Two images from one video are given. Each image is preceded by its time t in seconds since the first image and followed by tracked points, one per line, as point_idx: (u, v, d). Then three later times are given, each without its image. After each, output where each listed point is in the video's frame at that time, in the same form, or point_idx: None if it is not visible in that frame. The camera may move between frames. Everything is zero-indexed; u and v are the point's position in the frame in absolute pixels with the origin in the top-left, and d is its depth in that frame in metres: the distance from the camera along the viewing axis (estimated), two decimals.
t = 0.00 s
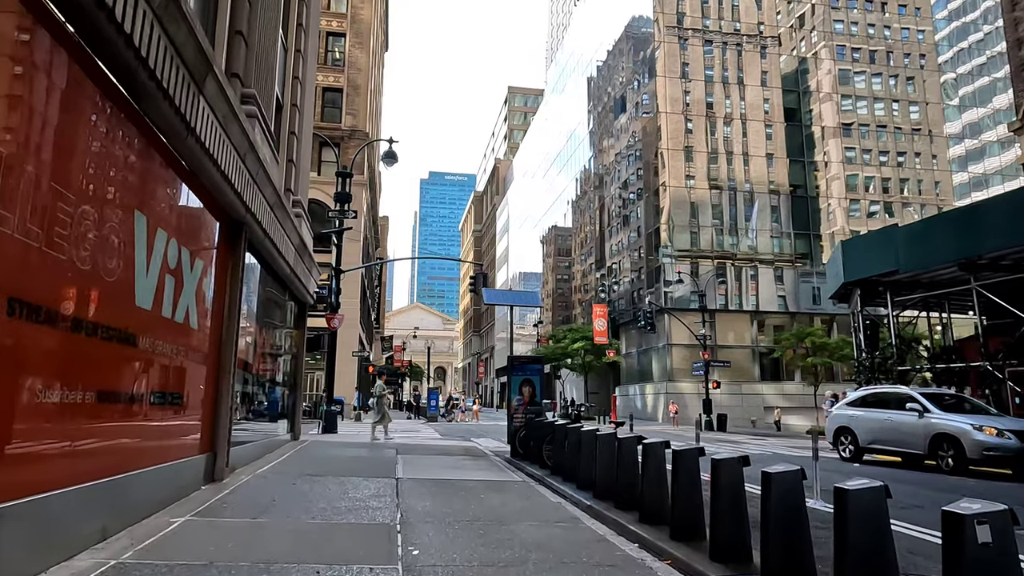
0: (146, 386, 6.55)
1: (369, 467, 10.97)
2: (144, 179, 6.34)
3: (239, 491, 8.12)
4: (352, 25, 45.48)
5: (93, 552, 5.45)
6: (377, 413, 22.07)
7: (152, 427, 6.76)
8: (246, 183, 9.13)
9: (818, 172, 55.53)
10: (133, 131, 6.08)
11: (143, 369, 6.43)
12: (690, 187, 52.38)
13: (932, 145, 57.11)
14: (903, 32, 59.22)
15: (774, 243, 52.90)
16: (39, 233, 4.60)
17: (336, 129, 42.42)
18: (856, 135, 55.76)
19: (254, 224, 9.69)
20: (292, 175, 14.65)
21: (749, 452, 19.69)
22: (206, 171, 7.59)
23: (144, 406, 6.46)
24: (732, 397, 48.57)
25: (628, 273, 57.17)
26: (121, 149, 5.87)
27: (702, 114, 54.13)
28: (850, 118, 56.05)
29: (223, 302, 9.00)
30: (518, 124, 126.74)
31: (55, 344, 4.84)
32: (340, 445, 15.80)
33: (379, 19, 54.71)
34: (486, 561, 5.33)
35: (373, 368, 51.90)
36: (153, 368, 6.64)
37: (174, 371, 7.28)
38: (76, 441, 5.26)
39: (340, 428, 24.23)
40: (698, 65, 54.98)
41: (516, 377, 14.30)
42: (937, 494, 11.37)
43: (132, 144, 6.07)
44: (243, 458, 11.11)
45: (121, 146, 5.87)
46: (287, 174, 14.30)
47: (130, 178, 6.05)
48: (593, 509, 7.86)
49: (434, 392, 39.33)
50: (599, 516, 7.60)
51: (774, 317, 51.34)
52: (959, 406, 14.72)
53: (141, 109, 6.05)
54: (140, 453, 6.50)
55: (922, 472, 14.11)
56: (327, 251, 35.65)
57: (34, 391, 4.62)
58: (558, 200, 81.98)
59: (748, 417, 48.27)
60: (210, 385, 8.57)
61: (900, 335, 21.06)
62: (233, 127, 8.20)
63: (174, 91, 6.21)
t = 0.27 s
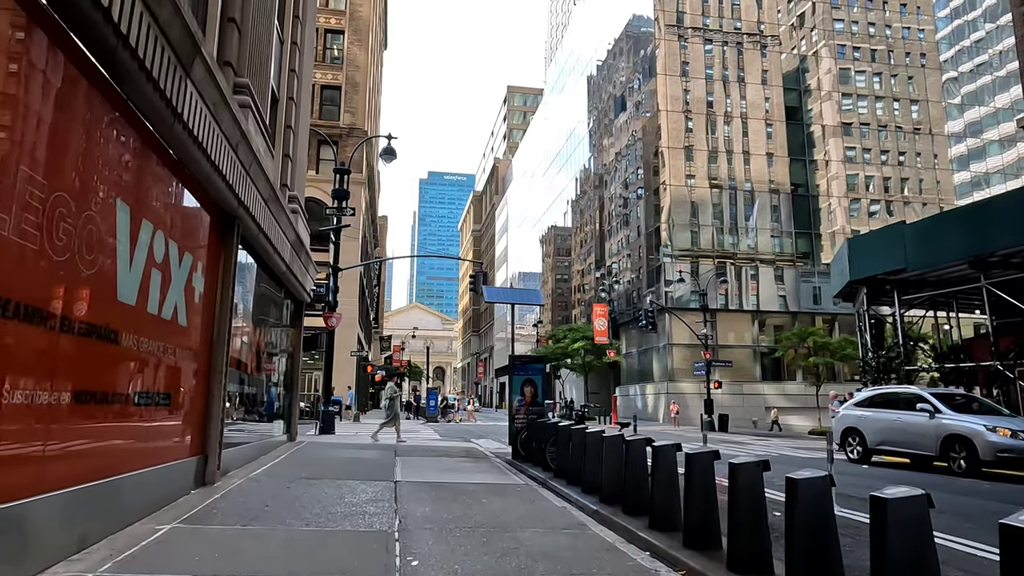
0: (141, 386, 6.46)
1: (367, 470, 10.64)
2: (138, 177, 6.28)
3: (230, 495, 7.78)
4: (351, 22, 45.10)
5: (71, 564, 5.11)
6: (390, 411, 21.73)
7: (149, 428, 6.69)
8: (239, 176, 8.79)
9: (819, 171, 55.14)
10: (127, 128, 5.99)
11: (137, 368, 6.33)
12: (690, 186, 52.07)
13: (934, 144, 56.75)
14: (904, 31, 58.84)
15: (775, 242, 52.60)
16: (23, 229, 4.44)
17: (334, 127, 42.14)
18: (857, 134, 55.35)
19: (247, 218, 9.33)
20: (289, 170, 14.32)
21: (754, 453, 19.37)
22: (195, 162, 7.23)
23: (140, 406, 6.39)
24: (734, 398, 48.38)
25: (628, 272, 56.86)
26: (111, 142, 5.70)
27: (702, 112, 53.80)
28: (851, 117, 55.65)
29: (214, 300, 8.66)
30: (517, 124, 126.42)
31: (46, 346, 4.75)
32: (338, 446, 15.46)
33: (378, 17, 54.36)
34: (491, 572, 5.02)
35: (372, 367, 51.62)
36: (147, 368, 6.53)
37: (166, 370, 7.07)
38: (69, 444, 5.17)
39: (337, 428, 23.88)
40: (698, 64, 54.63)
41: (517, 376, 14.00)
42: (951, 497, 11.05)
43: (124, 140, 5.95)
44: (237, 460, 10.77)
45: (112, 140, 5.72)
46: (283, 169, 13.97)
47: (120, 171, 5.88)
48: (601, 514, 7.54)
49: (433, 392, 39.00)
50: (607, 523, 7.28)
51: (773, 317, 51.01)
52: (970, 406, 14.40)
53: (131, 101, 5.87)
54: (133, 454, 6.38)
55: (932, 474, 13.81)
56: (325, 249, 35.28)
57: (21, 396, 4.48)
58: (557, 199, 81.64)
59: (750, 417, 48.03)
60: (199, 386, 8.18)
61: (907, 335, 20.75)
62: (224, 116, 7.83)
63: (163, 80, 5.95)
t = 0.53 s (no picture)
0: (140, 386, 6.35)
1: (368, 472, 10.31)
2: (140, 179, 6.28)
3: (223, 500, 7.43)
4: (353, 19, 44.75)
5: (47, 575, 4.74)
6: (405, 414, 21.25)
7: (148, 427, 6.61)
8: (234, 167, 8.45)
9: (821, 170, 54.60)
10: (126, 126, 5.93)
11: (137, 369, 6.24)
12: (694, 186, 51.64)
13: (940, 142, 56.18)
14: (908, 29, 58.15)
15: (779, 241, 52.15)
16: (23, 232, 4.39)
17: (336, 125, 41.81)
18: (861, 133, 54.84)
19: (243, 211, 9.00)
20: (288, 165, 14.06)
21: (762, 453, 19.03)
22: (186, 150, 6.91)
23: (138, 406, 6.28)
24: (738, 397, 47.89)
25: (632, 272, 56.55)
26: (110, 141, 5.65)
27: (705, 110, 53.38)
28: (855, 115, 55.09)
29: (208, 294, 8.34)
30: (520, 123, 126.09)
31: (64, 347, 4.93)
32: (338, 447, 15.15)
33: (379, 16, 53.99)
34: None
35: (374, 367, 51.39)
36: (146, 368, 6.43)
37: (160, 367, 6.82)
38: (67, 443, 5.09)
39: (339, 429, 23.57)
40: (701, 62, 54.19)
41: (521, 375, 13.69)
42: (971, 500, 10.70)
43: (123, 139, 5.88)
44: (235, 462, 10.45)
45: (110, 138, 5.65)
46: (282, 163, 13.67)
47: (118, 169, 5.81)
48: (613, 520, 7.19)
49: (435, 392, 38.70)
50: (619, 528, 6.95)
51: (777, 316, 50.55)
52: (988, 406, 14.01)
53: (123, 91, 5.68)
54: (132, 455, 6.31)
55: (948, 475, 13.46)
56: (326, 248, 34.97)
57: (17, 399, 4.39)
58: (560, 199, 81.25)
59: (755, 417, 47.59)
60: (192, 385, 7.80)
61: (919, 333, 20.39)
62: (216, 101, 7.48)
63: (153, 65, 5.68)
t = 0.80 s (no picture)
0: (134, 387, 6.28)
1: (366, 474, 9.97)
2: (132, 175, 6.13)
3: (212, 505, 7.10)
4: (354, 18, 44.52)
5: None
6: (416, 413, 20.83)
7: (141, 428, 6.56)
8: (227, 158, 8.08)
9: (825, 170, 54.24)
10: (114, 117, 5.71)
11: (130, 370, 6.15)
12: (696, 186, 51.27)
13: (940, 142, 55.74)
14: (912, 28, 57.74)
15: (782, 241, 51.77)
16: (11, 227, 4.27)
17: (336, 124, 41.47)
18: (865, 132, 54.42)
19: (237, 205, 8.63)
20: (285, 160, 13.72)
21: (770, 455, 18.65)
22: (175, 137, 6.56)
23: (131, 408, 6.23)
24: (743, 398, 47.48)
25: (634, 272, 56.22)
26: (97, 133, 5.44)
27: (708, 109, 53.06)
28: (857, 115, 54.64)
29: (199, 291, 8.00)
30: (522, 123, 125.84)
31: (58, 346, 4.90)
32: (337, 449, 14.80)
33: (381, 15, 53.73)
34: None
35: (375, 368, 51.07)
36: (140, 370, 6.35)
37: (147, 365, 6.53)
38: (61, 445, 5.08)
39: (339, 430, 23.25)
40: (704, 62, 53.82)
41: (524, 375, 13.35)
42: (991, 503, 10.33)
43: (112, 131, 5.68)
44: (230, 464, 10.13)
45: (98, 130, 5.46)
46: (279, 159, 13.33)
47: (107, 162, 5.62)
48: (622, 527, 6.84)
49: (437, 393, 38.41)
50: (629, 535, 6.60)
51: (780, 317, 50.12)
52: (1003, 406, 13.66)
53: (107, 76, 5.41)
54: (125, 457, 6.26)
55: (964, 478, 13.08)
56: (326, 248, 34.68)
57: (14, 397, 4.39)
58: (562, 200, 80.93)
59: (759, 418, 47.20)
60: (183, 385, 7.52)
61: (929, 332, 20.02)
62: (208, 88, 7.10)
63: (138, 48, 5.36)
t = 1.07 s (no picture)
0: (123, 388, 6.14)
1: (361, 478, 9.61)
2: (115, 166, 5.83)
3: (197, 511, 6.75)
4: (353, 14, 44.15)
5: None
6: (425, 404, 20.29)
7: (131, 431, 6.42)
8: (214, 148, 7.71)
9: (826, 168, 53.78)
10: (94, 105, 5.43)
11: (117, 371, 5.98)
12: (697, 184, 50.85)
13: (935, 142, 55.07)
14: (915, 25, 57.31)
15: (784, 239, 51.42)
16: None
17: (336, 120, 41.08)
18: (867, 130, 53.95)
19: (225, 197, 8.31)
20: (280, 154, 13.34)
21: (775, 456, 18.31)
22: (151, 120, 6.07)
23: (120, 409, 6.11)
24: (745, 397, 47.12)
25: (635, 270, 55.88)
26: (77, 122, 5.16)
27: (710, 107, 52.67)
28: (858, 114, 54.15)
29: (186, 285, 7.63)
30: (522, 122, 125.47)
31: (46, 345, 4.81)
32: (333, 450, 14.46)
33: (380, 12, 53.34)
34: None
35: (375, 367, 50.76)
36: (127, 371, 6.19)
37: (128, 363, 6.19)
38: (52, 445, 5.04)
39: (337, 430, 22.90)
40: (705, 59, 53.41)
41: (525, 375, 12.99)
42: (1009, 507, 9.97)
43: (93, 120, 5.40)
44: (222, 466, 9.77)
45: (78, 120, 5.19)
46: (272, 153, 12.98)
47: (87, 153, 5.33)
48: (629, 536, 6.48)
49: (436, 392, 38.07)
50: (637, 545, 6.24)
51: (781, 315, 49.75)
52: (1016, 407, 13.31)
53: (81, 58, 5.06)
54: (116, 459, 6.16)
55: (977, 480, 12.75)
56: (323, 246, 34.29)
57: (5, 395, 4.36)
58: (562, 198, 80.55)
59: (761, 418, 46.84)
60: (167, 385, 7.17)
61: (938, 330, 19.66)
62: (191, 71, 6.71)
63: (114, 26, 5.01)
